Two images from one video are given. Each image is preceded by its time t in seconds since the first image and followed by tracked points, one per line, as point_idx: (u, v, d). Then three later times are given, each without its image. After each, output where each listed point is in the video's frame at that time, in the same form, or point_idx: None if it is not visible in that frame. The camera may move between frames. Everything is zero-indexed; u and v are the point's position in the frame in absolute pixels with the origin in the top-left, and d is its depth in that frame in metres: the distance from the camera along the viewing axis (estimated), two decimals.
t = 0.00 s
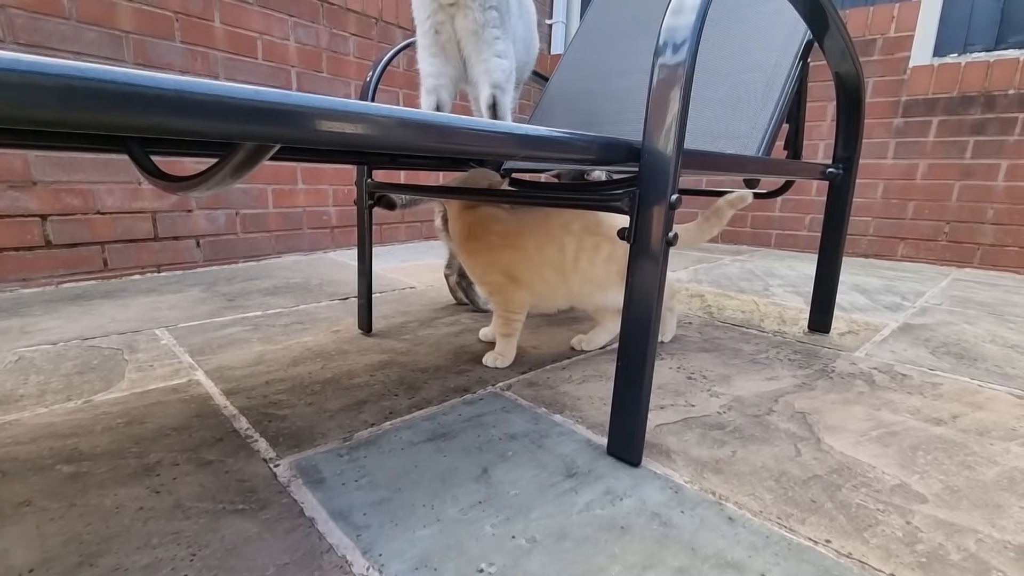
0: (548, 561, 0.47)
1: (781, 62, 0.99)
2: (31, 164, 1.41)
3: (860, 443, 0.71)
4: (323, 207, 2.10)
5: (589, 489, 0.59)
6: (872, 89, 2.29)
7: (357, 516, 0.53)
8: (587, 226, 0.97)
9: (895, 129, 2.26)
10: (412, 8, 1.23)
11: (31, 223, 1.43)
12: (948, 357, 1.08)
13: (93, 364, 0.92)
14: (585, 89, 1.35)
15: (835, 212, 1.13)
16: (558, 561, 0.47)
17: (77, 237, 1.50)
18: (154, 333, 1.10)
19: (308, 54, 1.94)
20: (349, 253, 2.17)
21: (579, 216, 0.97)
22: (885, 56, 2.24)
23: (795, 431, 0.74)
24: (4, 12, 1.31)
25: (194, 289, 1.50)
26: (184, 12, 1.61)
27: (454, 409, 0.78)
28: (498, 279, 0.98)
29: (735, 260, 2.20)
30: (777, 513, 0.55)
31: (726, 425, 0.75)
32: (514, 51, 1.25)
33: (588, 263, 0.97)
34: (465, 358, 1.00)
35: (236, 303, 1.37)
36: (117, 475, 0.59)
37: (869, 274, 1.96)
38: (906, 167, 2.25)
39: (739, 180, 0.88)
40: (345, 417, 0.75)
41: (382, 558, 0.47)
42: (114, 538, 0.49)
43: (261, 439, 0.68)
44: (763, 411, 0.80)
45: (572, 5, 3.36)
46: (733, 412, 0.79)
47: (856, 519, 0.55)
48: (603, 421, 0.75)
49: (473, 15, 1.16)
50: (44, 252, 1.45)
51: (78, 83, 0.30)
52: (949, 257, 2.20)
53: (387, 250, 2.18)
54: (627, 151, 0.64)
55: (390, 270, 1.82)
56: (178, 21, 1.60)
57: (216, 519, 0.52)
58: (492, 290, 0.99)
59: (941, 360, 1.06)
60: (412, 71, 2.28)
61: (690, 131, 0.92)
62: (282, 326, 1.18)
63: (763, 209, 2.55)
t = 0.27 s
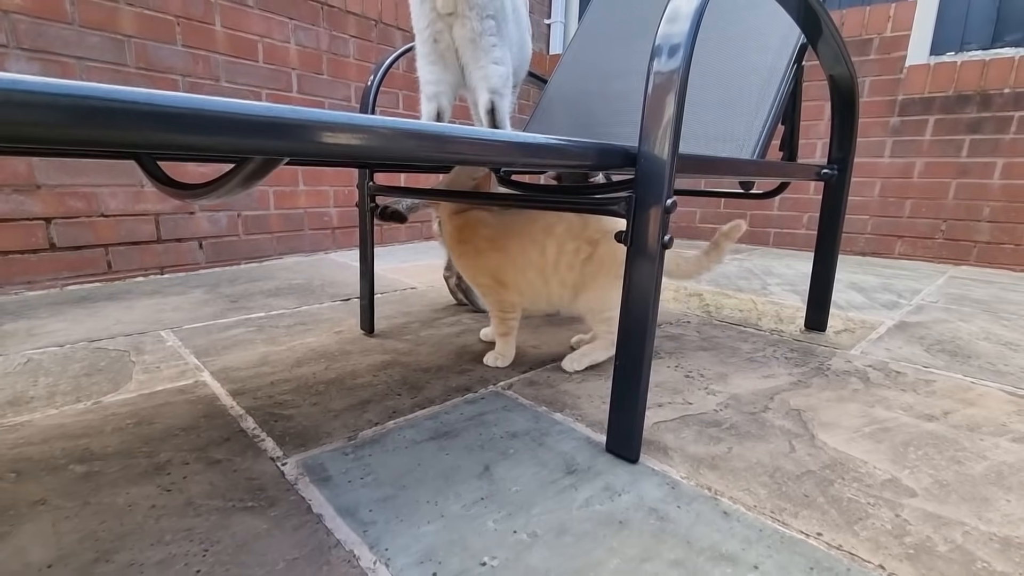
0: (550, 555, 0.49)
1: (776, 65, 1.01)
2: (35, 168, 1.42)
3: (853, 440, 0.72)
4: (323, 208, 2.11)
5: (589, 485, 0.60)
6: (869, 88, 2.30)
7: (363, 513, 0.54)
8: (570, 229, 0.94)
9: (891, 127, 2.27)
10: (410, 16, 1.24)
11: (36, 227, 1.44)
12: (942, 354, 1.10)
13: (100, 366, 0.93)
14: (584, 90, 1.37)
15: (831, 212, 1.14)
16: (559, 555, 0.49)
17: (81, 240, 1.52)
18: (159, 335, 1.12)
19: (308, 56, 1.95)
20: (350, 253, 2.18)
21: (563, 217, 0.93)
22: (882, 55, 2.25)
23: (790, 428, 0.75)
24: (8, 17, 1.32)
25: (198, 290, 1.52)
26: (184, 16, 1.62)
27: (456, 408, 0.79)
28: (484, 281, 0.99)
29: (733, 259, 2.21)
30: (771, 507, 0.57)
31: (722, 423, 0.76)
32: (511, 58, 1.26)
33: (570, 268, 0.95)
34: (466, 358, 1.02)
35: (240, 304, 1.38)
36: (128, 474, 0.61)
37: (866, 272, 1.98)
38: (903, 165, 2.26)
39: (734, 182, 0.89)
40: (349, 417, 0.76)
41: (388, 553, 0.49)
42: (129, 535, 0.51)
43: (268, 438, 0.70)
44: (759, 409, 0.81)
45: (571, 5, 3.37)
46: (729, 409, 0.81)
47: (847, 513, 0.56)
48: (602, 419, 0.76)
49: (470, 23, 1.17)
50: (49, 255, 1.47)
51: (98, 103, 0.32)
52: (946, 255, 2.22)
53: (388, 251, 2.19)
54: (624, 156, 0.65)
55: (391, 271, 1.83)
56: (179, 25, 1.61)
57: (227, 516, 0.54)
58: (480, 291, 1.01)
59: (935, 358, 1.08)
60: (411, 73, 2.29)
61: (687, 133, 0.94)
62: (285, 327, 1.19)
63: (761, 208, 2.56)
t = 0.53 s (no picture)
0: (548, 548, 0.50)
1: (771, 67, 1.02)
2: (39, 171, 1.43)
3: (846, 436, 0.74)
4: (324, 209, 2.12)
5: (586, 481, 0.62)
6: (866, 86, 2.31)
7: (366, 508, 0.56)
8: (559, 236, 0.89)
9: (888, 125, 2.28)
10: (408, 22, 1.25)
11: (39, 229, 1.45)
12: (936, 351, 1.11)
13: (105, 367, 0.95)
14: (582, 91, 1.38)
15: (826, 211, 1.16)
16: (557, 549, 0.50)
17: (84, 242, 1.53)
18: (163, 336, 1.13)
19: (307, 57, 1.96)
20: (350, 253, 2.20)
21: (553, 222, 0.89)
22: (879, 53, 2.26)
23: (785, 425, 0.77)
24: (11, 21, 1.34)
25: (200, 291, 1.53)
26: (185, 19, 1.63)
27: (456, 407, 0.81)
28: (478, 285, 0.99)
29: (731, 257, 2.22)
30: (764, 501, 0.58)
31: (718, 419, 0.78)
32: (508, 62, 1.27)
33: (556, 278, 0.89)
34: (466, 357, 1.03)
35: (242, 305, 1.40)
36: (136, 472, 0.62)
37: (863, 270, 1.99)
38: (900, 163, 2.27)
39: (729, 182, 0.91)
40: (351, 415, 0.77)
41: (391, 546, 0.50)
42: (138, 531, 0.52)
43: (272, 437, 0.71)
44: (754, 405, 0.83)
45: (569, 4, 3.38)
46: (725, 406, 0.82)
47: (839, 506, 0.58)
48: (600, 416, 0.78)
49: (467, 29, 1.19)
50: (53, 257, 1.48)
51: (114, 117, 0.33)
52: (943, 252, 2.23)
53: (388, 251, 2.20)
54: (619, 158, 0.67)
55: (391, 271, 1.85)
56: (180, 27, 1.63)
57: (234, 512, 0.55)
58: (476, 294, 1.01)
59: (930, 355, 1.09)
60: (410, 73, 2.30)
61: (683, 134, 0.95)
62: (287, 327, 1.21)
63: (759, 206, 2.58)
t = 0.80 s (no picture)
0: (534, 547, 0.52)
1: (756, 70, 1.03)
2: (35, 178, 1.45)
3: (827, 434, 0.75)
4: (319, 212, 2.14)
5: (573, 481, 0.64)
6: (857, 84, 2.32)
7: (359, 510, 0.58)
8: (558, 248, 0.90)
9: (879, 123, 2.30)
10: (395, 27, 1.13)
11: (37, 236, 1.47)
12: (921, 348, 1.13)
13: (104, 373, 0.96)
14: (573, 95, 1.40)
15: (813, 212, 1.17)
16: (542, 547, 0.52)
17: (81, 248, 1.55)
18: (161, 341, 1.15)
19: (301, 62, 1.97)
20: (346, 255, 2.21)
21: (552, 234, 0.90)
22: (869, 51, 2.27)
23: (768, 423, 0.79)
24: (6, 31, 1.35)
25: (197, 296, 1.55)
26: (179, 25, 1.65)
27: (449, 409, 0.83)
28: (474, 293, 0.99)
29: (724, 255, 2.24)
30: (745, 499, 0.60)
31: (703, 419, 0.80)
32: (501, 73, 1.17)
33: (553, 290, 0.89)
34: (459, 359, 1.05)
35: (239, 309, 1.41)
36: (136, 477, 0.64)
37: (854, 267, 2.01)
38: (891, 161, 2.29)
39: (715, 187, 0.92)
40: (346, 419, 0.79)
41: (383, 547, 0.52)
42: (138, 534, 0.54)
43: (268, 441, 0.73)
44: (740, 405, 0.85)
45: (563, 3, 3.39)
46: (711, 406, 0.84)
47: (816, 503, 0.60)
48: (588, 417, 0.80)
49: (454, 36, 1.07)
50: (51, 263, 1.50)
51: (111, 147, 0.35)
52: (934, 248, 2.25)
53: (384, 253, 2.22)
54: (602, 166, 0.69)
55: (387, 273, 1.86)
56: (174, 34, 1.64)
57: (231, 516, 0.57)
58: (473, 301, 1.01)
59: (914, 352, 1.11)
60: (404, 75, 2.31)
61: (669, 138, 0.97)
62: (283, 331, 1.23)
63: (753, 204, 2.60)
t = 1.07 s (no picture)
0: (527, 547, 0.54)
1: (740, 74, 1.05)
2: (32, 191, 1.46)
3: (812, 430, 0.78)
4: (315, 217, 2.15)
5: (565, 482, 0.66)
6: (846, 79, 2.34)
7: (358, 515, 0.60)
8: (548, 253, 0.92)
9: (868, 117, 2.32)
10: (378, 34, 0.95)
11: (36, 248, 1.48)
12: (908, 342, 1.16)
13: (107, 385, 0.98)
14: (564, 98, 1.42)
15: (800, 210, 1.19)
16: (534, 547, 0.54)
17: (80, 259, 1.56)
18: (161, 351, 1.17)
19: (294, 68, 1.98)
20: (343, 260, 2.23)
21: (542, 240, 0.92)
22: (858, 46, 2.29)
23: (755, 421, 0.81)
24: None
25: (196, 304, 1.56)
26: (171, 35, 1.66)
27: (444, 414, 0.85)
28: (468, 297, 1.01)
29: (718, 251, 2.27)
30: (730, 496, 0.63)
31: (692, 418, 0.82)
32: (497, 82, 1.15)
33: (543, 293, 0.91)
34: (455, 363, 1.07)
35: (237, 317, 1.43)
36: (141, 487, 0.66)
37: (846, 261, 2.04)
38: (881, 155, 2.31)
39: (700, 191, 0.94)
40: (344, 425, 0.81)
41: (381, 550, 0.54)
42: (145, 543, 0.56)
43: (269, 449, 0.75)
44: (728, 403, 0.87)
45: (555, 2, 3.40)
46: (700, 405, 0.86)
47: (799, 498, 0.62)
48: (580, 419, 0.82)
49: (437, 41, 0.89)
50: (50, 275, 1.51)
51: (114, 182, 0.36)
52: (924, 240, 2.28)
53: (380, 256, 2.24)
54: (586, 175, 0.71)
55: (384, 277, 1.88)
56: (166, 44, 1.65)
57: (234, 523, 0.59)
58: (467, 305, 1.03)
59: (901, 347, 1.13)
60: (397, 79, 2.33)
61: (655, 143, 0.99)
62: (282, 338, 1.24)
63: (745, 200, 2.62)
